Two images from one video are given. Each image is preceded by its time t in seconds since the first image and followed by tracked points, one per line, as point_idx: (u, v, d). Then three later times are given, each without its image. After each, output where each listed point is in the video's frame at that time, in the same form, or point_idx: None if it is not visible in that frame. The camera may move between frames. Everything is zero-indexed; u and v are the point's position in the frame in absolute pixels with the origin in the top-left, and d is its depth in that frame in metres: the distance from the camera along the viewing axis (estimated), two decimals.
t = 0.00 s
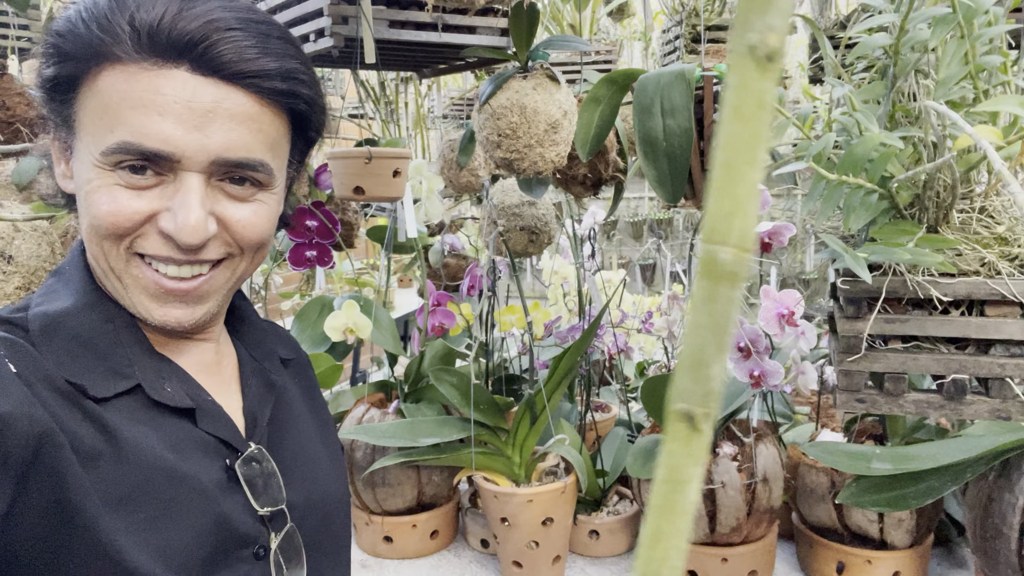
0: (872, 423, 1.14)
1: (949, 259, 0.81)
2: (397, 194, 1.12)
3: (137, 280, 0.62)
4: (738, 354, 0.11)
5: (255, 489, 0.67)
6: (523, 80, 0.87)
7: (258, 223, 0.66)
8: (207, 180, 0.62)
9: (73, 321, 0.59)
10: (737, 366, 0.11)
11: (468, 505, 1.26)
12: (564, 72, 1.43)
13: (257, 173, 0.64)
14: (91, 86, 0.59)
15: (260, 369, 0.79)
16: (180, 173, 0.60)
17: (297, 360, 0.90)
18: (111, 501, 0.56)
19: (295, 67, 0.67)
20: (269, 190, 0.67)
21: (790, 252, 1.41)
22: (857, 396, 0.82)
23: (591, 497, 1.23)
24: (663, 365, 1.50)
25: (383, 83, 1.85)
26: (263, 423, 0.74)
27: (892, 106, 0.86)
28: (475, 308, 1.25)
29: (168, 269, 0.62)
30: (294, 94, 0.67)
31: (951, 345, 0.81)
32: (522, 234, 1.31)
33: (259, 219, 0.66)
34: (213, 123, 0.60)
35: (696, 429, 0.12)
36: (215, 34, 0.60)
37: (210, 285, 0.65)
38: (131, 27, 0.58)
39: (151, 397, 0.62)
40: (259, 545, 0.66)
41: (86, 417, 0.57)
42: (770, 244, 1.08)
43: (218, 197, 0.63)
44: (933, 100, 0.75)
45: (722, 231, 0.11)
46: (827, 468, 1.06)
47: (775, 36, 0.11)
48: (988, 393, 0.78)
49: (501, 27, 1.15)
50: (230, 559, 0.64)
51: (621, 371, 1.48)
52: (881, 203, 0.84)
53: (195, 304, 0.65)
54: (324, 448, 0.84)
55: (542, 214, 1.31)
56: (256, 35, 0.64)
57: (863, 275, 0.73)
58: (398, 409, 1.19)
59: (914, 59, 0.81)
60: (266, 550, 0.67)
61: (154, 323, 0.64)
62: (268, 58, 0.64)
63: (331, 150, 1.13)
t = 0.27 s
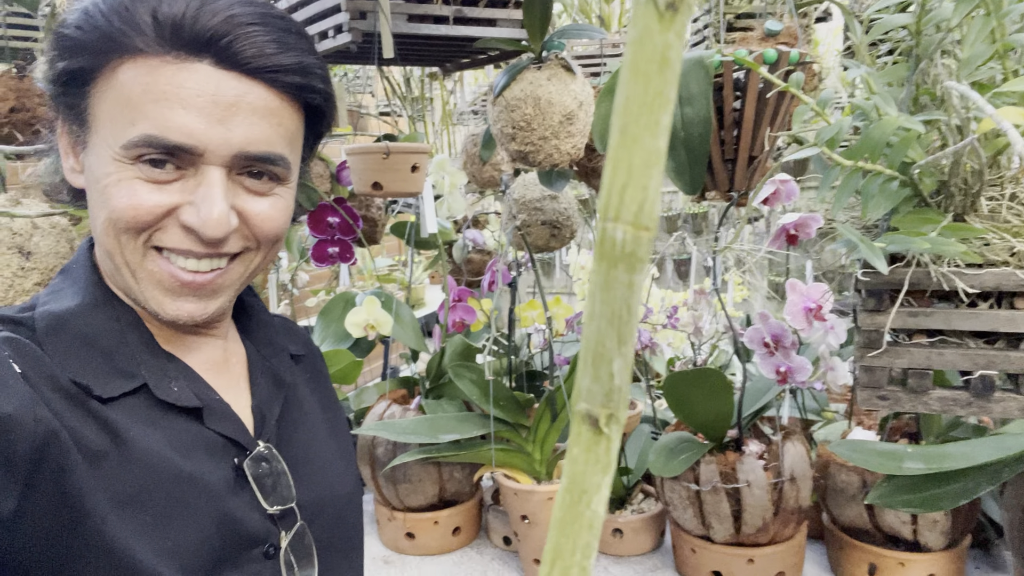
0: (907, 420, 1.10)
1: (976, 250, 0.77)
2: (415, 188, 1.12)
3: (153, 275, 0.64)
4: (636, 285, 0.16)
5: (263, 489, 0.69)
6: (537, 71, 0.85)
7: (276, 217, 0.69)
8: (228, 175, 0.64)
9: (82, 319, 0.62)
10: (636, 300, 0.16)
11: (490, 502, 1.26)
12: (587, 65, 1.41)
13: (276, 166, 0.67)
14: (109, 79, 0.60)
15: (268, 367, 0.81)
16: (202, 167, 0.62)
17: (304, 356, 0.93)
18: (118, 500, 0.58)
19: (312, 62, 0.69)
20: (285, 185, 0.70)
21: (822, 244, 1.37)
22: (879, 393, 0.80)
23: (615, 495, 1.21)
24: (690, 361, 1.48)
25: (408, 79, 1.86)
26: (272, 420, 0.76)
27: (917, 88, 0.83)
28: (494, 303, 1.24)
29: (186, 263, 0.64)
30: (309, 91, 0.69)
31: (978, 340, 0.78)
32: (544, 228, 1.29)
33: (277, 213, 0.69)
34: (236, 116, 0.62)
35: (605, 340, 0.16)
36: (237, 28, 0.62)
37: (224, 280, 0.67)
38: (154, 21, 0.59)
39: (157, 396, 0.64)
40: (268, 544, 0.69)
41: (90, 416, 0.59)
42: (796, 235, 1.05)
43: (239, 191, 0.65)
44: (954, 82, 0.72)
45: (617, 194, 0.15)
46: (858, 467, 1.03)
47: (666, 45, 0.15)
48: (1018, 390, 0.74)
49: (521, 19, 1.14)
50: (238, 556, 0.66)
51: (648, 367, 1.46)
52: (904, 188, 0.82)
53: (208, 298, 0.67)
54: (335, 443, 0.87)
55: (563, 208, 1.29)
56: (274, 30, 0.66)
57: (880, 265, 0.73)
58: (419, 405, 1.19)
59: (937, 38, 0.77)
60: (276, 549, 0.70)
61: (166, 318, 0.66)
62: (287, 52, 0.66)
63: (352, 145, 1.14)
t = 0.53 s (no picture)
0: (950, 414, 1.07)
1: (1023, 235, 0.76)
2: (446, 178, 1.13)
3: (184, 263, 0.65)
4: (665, 240, 0.14)
5: (282, 477, 0.70)
6: (568, 57, 0.84)
7: (307, 210, 0.72)
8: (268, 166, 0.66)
9: (89, 311, 0.64)
10: (664, 257, 0.14)
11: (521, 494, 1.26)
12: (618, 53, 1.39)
13: (312, 161, 0.69)
14: (152, 66, 0.60)
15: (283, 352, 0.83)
16: (244, 158, 0.64)
17: (327, 337, 0.95)
18: (131, 489, 0.60)
19: (348, 62, 0.71)
20: (317, 178, 0.73)
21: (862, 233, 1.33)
22: (919, 383, 0.78)
23: (648, 488, 1.19)
24: (724, 353, 1.46)
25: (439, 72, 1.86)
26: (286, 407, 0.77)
27: (960, 67, 0.81)
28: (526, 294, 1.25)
29: (220, 253, 0.66)
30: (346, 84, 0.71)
31: None
32: (575, 218, 1.28)
33: (308, 206, 0.72)
34: (283, 110, 0.64)
35: (629, 303, 0.14)
36: (283, 27, 0.64)
37: (253, 271, 0.70)
38: (203, 14, 0.61)
39: (166, 384, 0.65)
40: (289, 529, 0.70)
41: (97, 407, 0.60)
42: (835, 223, 1.02)
43: (277, 184, 0.68)
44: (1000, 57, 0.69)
45: (642, 138, 0.13)
46: (900, 462, 1.00)
47: None
48: None
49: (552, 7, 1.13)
50: (259, 543, 0.67)
51: (681, 359, 1.44)
52: (946, 170, 0.79)
53: (235, 289, 0.69)
54: (360, 428, 0.89)
55: (595, 198, 1.29)
56: (315, 29, 0.67)
57: (921, 250, 0.70)
58: (450, 396, 1.20)
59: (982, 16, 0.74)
60: (295, 534, 0.71)
61: (192, 306, 0.68)
62: (327, 52, 0.68)
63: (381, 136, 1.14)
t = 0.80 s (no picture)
0: (995, 414, 1.03)
1: None
2: (476, 172, 1.12)
3: (205, 256, 0.66)
4: (693, 237, 0.12)
5: (302, 470, 0.71)
6: (599, 47, 0.83)
7: (315, 199, 0.73)
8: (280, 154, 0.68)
9: (103, 303, 0.66)
10: (694, 251, 0.12)
11: (551, 489, 1.25)
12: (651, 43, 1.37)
13: (322, 147, 0.71)
14: (162, 55, 0.63)
15: (300, 341, 0.83)
16: (256, 145, 0.66)
17: (348, 322, 0.95)
18: (149, 484, 0.61)
19: (358, 45, 0.73)
20: (328, 168, 0.75)
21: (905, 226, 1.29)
22: (962, 383, 0.75)
23: (680, 487, 1.17)
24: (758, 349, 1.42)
25: (469, 65, 1.85)
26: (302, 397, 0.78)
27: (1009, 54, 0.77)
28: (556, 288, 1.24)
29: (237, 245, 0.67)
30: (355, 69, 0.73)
31: None
32: (606, 212, 1.27)
33: (315, 196, 0.73)
34: (295, 94, 0.66)
35: (652, 307, 0.12)
36: (292, 11, 0.66)
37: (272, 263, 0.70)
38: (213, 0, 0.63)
39: (183, 376, 0.67)
40: (310, 521, 0.71)
41: (113, 403, 0.62)
42: (875, 217, 0.99)
43: (289, 172, 0.70)
44: None
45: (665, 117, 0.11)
46: (941, 463, 0.97)
47: None
48: None
49: None
50: (279, 537, 0.69)
51: (714, 355, 1.41)
52: (997, 163, 0.75)
53: (253, 279, 0.70)
54: (384, 417, 0.90)
55: (626, 191, 1.27)
56: (324, 14, 0.69)
57: (966, 244, 0.67)
58: (478, 391, 1.19)
59: None
60: (316, 525, 0.72)
61: (211, 297, 0.70)
62: (336, 34, 0.70)
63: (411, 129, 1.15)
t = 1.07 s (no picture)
0: None
1: None
2: (496, 169, 1.11)
3: (206, 251, 0.65)
4: (761, 319, 0.11)
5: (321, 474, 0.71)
6: (624, 45, 0.82)
7: (315, 188, 0.68)
8: (274, 139, 0.65)
9: (125, 305, 0.67)
10: (761, 337, 0.11)
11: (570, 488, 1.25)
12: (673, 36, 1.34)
13: (318, 133, 0.67)
14: (158, 49, 0.64)
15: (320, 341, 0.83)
16: (247, 132, 0.64)
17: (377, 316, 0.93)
18: (172, 486, 0.64)
19: (357, 25, 0.71)
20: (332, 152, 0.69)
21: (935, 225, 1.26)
22: (992, 395, 0.72)
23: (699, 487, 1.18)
24: (781, 348, 1.41)
25: (489, 58, 1.84)
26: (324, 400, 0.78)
27: None
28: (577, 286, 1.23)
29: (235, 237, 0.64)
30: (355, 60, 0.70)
31: None
32: (627, 210, 1.26)
33: (315, 184, 0.68)
34: (279, 77, 0.64)
35: (711, 393, 0.11)
36: None
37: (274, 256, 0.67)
38: None
39: (204, 378, 0.68)
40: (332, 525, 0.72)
41: (135, 404, 0.64)
42: (904, 218, 0.97)
43: (284, 157, 0.66)
44: None
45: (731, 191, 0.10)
46: (968, 469, 0.94)
47: None
48: None
49: None
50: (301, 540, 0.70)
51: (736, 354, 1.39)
52: None
53: (257, 273, 0.67)
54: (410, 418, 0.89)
55: (648, 188, 1.26)
56: None
57: (1000, 256, 0.65)
58: (498, 389, 1.20)
59: None
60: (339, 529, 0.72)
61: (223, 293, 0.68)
62: (329, 14, 0.68)
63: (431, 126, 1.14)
